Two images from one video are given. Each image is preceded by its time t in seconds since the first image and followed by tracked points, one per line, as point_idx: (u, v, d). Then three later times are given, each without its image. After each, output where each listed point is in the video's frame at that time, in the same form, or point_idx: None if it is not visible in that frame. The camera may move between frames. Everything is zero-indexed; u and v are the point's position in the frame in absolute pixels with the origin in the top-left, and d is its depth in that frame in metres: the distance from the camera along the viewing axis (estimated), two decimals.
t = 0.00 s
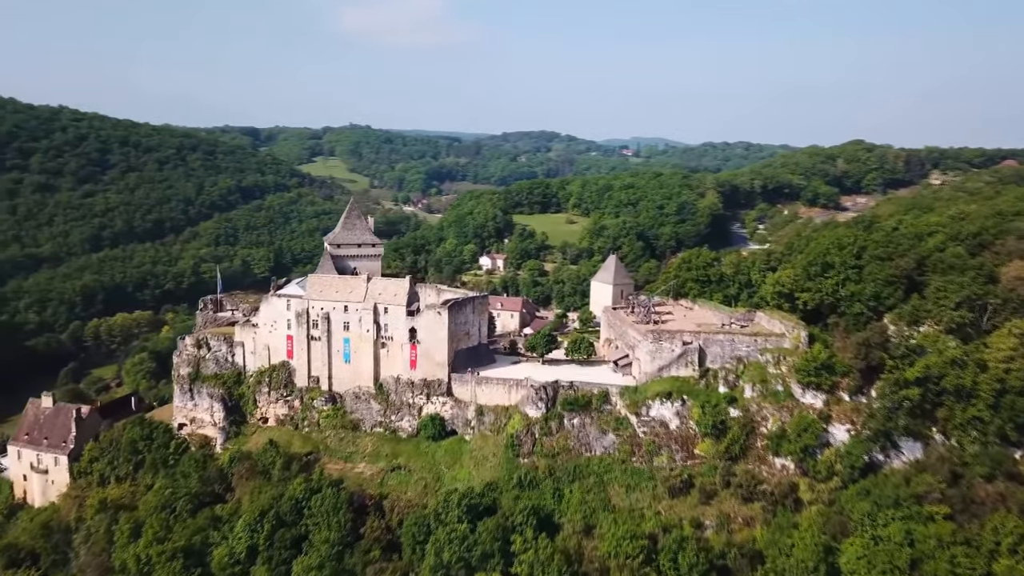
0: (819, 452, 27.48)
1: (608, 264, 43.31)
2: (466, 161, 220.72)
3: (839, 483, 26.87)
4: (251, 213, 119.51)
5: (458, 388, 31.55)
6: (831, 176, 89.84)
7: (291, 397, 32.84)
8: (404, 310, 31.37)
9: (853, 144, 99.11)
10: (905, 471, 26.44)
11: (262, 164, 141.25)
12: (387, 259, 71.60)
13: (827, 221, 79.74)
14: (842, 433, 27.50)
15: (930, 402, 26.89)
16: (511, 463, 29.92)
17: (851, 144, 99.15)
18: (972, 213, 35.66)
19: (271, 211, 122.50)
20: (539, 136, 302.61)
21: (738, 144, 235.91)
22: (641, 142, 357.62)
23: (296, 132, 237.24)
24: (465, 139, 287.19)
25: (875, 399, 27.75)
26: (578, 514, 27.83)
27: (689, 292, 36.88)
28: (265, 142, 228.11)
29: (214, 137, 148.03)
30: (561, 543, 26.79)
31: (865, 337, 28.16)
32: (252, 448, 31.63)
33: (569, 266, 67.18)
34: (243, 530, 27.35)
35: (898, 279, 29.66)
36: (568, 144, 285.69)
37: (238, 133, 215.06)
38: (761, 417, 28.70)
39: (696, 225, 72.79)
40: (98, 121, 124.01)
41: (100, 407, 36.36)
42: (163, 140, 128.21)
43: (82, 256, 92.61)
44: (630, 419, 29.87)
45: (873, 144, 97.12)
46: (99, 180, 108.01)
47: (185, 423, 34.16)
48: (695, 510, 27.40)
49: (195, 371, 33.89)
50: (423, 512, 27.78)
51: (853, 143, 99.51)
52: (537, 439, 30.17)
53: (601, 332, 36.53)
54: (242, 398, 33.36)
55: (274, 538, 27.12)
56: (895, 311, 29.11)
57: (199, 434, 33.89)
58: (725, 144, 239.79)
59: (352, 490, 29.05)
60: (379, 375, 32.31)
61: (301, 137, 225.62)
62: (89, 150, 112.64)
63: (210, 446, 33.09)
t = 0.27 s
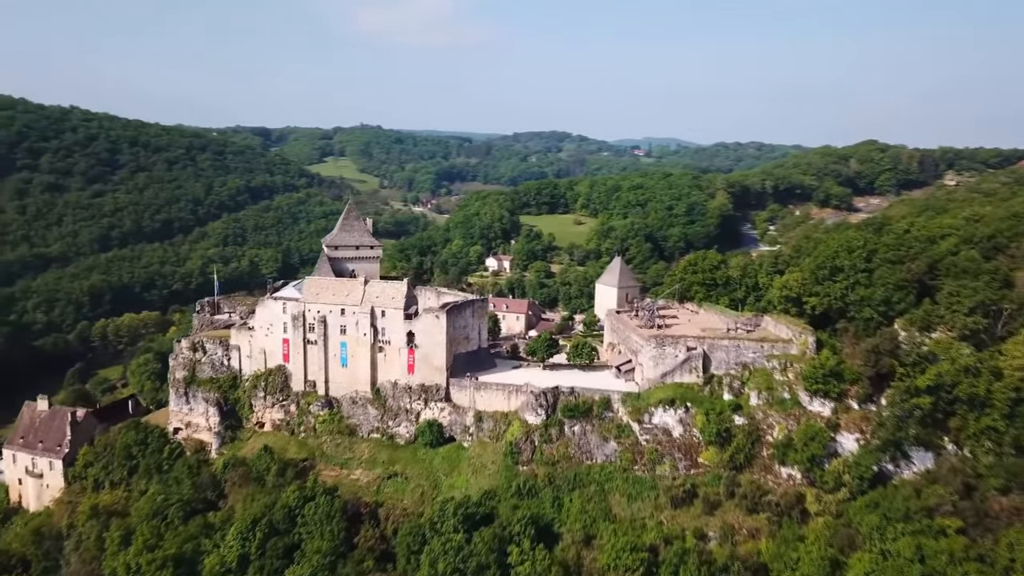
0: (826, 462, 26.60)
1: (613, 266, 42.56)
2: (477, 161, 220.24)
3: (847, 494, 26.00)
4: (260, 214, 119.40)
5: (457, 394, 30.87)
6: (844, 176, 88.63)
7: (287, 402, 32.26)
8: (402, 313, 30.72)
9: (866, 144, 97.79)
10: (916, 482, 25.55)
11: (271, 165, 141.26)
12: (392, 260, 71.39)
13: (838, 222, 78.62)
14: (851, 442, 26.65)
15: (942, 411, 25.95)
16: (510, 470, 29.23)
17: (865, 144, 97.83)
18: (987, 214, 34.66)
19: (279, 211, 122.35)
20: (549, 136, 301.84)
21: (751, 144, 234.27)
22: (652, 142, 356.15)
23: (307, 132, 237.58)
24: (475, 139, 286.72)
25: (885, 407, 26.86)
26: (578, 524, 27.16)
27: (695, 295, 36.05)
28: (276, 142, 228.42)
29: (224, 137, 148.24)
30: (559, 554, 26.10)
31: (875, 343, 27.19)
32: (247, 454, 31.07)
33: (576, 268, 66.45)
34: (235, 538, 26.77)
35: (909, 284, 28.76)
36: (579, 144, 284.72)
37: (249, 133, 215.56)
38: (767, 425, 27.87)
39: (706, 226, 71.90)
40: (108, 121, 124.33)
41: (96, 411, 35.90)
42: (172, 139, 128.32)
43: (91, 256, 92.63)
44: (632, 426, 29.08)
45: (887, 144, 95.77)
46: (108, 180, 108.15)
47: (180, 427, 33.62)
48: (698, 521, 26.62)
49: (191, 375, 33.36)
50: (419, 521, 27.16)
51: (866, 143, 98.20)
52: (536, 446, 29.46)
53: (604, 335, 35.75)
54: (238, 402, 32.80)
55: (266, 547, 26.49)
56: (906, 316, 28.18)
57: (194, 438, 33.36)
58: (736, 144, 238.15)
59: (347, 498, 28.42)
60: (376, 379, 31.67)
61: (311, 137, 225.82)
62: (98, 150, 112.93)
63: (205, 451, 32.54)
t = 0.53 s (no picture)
0: (833, 472, 25.75)
1: (617, 269, 41.85)
2: (487, 161, 219.69)
3: (854, 506, 25.16)
4: (268, 214, 119.27)
5: (454, 400, 30.18)
6: (856, 177, 87.41)
7: (283, 407, 31.68)
8: (398, 317, 30.10)
9: (879, 144, 96.46)
10: (926, 494, 24.69)
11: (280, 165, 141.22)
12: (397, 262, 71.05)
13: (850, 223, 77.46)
14: (858, 452, 25.86)
15: (954, 420, 25.05)
16: (508, 478, 28.53)
17: (878, 144, 96.50)
18: (1002, 216, 33.65)
19: (288, 211, 122.17)
20: (560, 136, 301.00)
21: (763, 144, 232.63)
22: (663, 142, 354.58)
23: (317, 133, 237.85)
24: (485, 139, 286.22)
25: (894, 415, 25.98)
26: (576, 534, 26.49)
27: (700, 299, 35.21)
28: (286, 142, 228.75)
29: (233, 137, 148.39)
30: (557, 566, 25.47)
31: (884, 349, 26.28)
32: (241, 460, 30.52)
33: (582, 270, 65.72)
34: (224, 547, 26.15)
35: (919, 288, 27.85)
36: (590, 144, 283.70)
37: (259, 134, 215.98)
38: (772, 433, 27.02)
39: (715, 227, 70.97)
40: (118, 121, 124.64)
41: (91, 415, 35.49)
42: (181, 139, 128.45)
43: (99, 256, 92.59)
44: (633, 433, 28.29)
45: (901, 144, 94.43)
46: (117, 181, 108.28)
47: (174, 432, 33.11)
48: (700, 532, 25.85)
49: (185, 379, 32.85)
50: (412, 531, 26.52)
51: (879, 143, 96.87)
52: (535, 453, 28.75)
53: (607, 340, 34.97)
54: (233, 407, 32.26)
55: (255, 556, 25.83)
56: (917, 321, 27.26)
57: (188, 443, 32.84)
58: (748, 144, 236.53)
59: (341, 506, 27.83)
60: (372, 384, 31.03)
61: (321, 137, 226.04)
62: (108, 150, 113.20)
63: (200, 457, 32.03)
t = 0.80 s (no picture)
0: (838, 483, 24.90)
1: (621, 271, 41.08)
2: (497, 161, 219.05)
3: (861, 518, 24.28)
4: (276, 215, 119.08)
5: (450, 405, 29.52)
6: (869, 177, 86.14)
7: (277, 411, 31.10)
8: (393, 320, 29.48)
9: (893, 144, 95.07)
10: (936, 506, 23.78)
11: (289, 165, 141.11)
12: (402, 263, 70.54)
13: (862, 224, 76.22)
14: (865, 462, 25.00)
15: (966, 430, 24.16)
16: (505, 486, 27.84)
17: (891, 144, 95.11)
18: (1016, 218, 32.63)
19: (296, 211, 121.95)
20: (571, 136, 299.97)
21: (775, 144, 230.86)
22: (674, 143, 352.76)
23: (328, 133, 238.02)
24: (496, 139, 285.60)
25: (902, 424, 25.11)
26: (574, 544, 25.83)
27: (705, 302, 34.38)
28: (297, 142, 229.03)
29: (242, 138, 148.48)
30: None
31: (891, 356, 25.42)
32: (234, 466, 29.97)
33: (588, 271, 64.95)
34: (213, 556, 25.47)
35: (929, 292, 26.94)
36: (601, 144, 282.45)
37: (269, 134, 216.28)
38: (775, 442, 26.18)
39: (724, 229, 70.00)
40: (127, 121, 124.89)
41: (86, 418, 35.06)
42: (190, 140, 128.60)
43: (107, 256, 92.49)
44: (633, 441, 27.52)
45: (914, 144, 93.02)
46: (126, 181, 108.35)
47: (168, 436, 32.64)
48: (701, 544, 25.04)
49: (179, 382, 32.36)
50: (405, 540, 25.87)
51: (893, 143, 95.48)
52: (532, 461, 28.05)
53: (609, 344, 34.20)
54: (227, 412, 31.72)
55: (244, 565, 25.14)
56: (926, 327, 26.34)
57: (182, 448, 32.33)
58: (760, 144, 234.73)
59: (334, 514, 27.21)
60: (367, 389, 30.41)
61: (331, 137, 226.17)
62: (117, 151, 113.43)
63: (193, 462, 31.51)
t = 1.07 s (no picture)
0: (842, 492, 24.21)
1: (624, 273, 40.42)
2: (506, 161, 218.40)
3: (865, 529, 23.57)
4: (283, 215, 118.88)
5: (446, 410, 28.95)
6: (879, 177, 85.03)
7: (270, 415, 30.61)
8: (388, 323, 28.94)
9: (904, 144, 93.82)
10: (943, 518, 23.05)
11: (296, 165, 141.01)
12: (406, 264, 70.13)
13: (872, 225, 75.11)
14: (870, 471, 24.29)
15: (973, 439, 23.40)
16: (501, 493, 27.26)
17: (903, 144, 93.88)
18: None
19: (303, 211, 121.68)
20: (580, 136, 298.83)
21: (786, 144, 229.22)
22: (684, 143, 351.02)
23: (337, 133, 238.13)
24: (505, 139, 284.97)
25: (908, 431, 24.36)
26: (570, 554, 25.24)
27: (708, 305, 33.64)
28: (306, 142, 229.35)
29: (250, 138, 148.59)
30: None
31: (897, 361, 24.68)
32: (226, 470, 29.51)
33: (593, 272, 64.30)
34: (201, 563, 24.99)
35: (937, 296, 26.10)
36: (611, 144, 281.37)
37: (278, 135, 216.56)
38: (778, 449, 25.50)
39: (731, 229, 69.13)
40: (135, 121, 125.18)
41: (80, 421, 34.72)
42: (198, 140, 128.76)
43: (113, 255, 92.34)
44: (632, 447, 26.87)
45: (926, 144, 91.77)
46: (133, 181, 108.42)
47: (161, 440, 32.16)
48: (701, 554, 24.37)
49: (172, 385, 31.95)
50: (397, 548, 25.33)
51: (905, 143, 94.25)
52: (529, 468, 27.44)
53: (609, 347, 33.53)
54: (220, 415, 31.26)
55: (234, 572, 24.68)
56: (934, 331, 25.52)
57: (175, 452, 31.89)
58: (771, 144, 233.06)
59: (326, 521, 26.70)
60: (362, 393, 29.87)
61: (341, 137, 226.26)
62: (125, 150, 113.65)
63: (186, 466, 31.08)
